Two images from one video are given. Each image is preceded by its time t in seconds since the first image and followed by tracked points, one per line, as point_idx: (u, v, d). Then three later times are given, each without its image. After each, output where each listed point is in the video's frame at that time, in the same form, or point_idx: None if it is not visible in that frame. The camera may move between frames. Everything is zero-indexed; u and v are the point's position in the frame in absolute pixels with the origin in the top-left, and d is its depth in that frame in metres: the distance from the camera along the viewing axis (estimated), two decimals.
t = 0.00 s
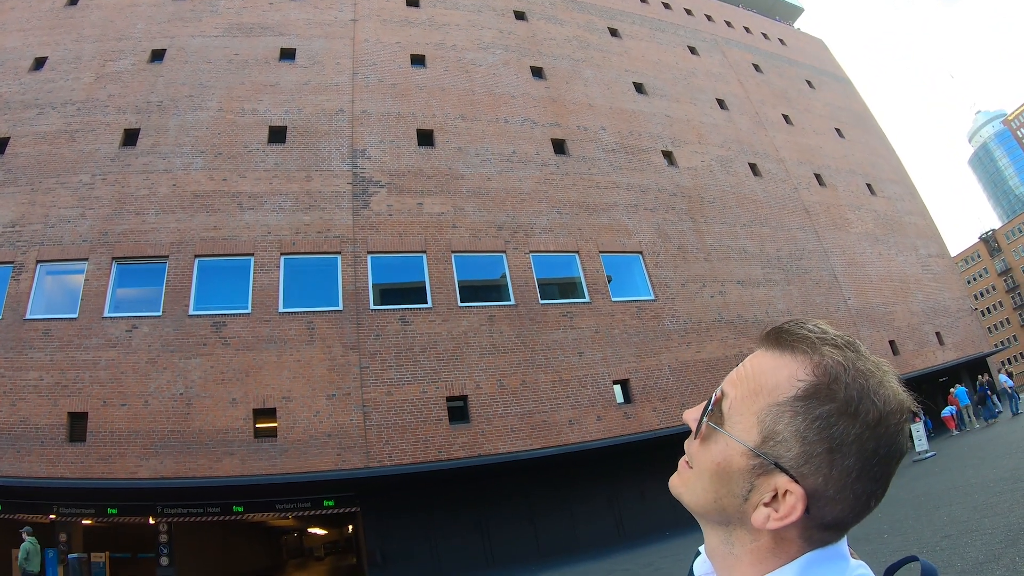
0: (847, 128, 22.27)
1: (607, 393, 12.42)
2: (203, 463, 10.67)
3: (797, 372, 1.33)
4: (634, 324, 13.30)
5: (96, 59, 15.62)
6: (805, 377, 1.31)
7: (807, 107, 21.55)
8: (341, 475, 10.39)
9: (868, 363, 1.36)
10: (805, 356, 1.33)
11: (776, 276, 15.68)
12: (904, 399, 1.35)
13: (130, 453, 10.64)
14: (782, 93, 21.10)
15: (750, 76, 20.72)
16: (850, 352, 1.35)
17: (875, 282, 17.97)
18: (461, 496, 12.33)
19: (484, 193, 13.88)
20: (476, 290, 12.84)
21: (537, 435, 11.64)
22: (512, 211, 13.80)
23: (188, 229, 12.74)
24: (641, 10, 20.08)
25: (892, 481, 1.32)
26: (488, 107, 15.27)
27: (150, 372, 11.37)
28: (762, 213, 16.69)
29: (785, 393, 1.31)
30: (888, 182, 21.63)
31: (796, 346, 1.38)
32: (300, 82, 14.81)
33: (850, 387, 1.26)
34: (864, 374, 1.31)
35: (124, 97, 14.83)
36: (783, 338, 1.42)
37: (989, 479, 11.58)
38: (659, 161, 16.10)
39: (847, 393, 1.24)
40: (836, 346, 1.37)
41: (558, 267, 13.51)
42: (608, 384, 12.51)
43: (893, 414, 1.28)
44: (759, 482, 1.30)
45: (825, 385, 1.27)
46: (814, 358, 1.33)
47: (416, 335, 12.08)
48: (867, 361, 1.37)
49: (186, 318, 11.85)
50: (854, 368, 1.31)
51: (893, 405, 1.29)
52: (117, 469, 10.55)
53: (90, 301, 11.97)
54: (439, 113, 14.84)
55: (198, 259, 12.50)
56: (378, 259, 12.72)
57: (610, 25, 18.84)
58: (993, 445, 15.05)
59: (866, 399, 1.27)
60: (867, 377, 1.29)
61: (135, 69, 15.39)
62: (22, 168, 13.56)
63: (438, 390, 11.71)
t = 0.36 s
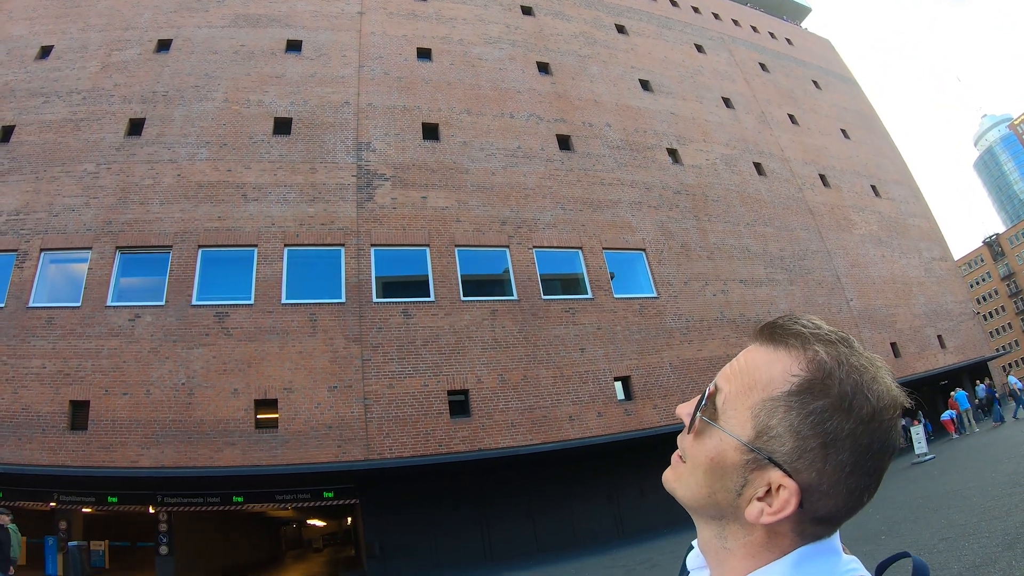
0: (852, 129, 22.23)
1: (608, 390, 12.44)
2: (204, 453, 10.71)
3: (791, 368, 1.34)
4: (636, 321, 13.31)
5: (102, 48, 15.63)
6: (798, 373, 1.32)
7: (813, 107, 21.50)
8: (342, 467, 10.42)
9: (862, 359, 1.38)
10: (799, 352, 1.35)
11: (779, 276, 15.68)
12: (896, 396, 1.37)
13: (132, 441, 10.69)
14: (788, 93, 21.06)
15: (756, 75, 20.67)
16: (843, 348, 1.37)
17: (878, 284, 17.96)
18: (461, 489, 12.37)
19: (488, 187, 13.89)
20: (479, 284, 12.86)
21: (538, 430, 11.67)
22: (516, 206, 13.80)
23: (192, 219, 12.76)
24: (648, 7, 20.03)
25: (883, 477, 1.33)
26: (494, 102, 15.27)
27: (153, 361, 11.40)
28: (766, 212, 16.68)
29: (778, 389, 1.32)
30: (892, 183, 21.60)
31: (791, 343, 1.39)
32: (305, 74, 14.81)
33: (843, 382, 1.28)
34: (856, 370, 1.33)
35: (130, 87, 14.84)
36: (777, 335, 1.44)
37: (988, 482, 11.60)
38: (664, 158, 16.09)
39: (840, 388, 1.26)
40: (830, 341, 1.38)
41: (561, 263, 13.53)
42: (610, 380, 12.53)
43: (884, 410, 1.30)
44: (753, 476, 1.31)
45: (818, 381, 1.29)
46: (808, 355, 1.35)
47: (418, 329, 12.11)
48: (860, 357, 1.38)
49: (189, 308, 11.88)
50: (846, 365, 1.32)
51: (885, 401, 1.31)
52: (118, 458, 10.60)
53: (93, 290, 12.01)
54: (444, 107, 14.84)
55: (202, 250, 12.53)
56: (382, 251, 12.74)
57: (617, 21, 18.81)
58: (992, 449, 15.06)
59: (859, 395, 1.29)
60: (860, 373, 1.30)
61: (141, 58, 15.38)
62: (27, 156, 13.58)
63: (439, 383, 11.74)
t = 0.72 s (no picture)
0: (868, 133, 22.05)
1: (617, 388, 12.43)
2: (213, 440, 10.80)
3: (794, 381, 1.30)
4: (647, 320, 13.28)
5: (120, 35, 15.73)
6: (801, 385, 1.29)
7: (830, 110, 21.34)
8: (349, 457, 10.47)
9: (865, 371, 1.34)
10: (802, 363, 1.31)
11: (791, 279, 15.61)
12: (899, 407, 1.34)
13: (141, 427, 10.78)
14: (805, 96, 20.92)
15: (774, 76, 20.54)
16: (847, 359, 1.34)
17: (890, 291, 17.84)
18: (468, 483, 12.41)
19: (503, 182, 13.87)
20: (492, 279, 12.86)
21: (546, 427, 11.69)
22: (530, 202, 13.77)
23: (206, 207, 12.83)
24: (667, 5, 19.94)
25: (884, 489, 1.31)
26: (510, 97, 15.24)
27: (164, 347, 11.49)
28: (780, 215, 16.59)
29: (781, 401, 1.28)
30: (907, 190, 21.43)
31: (793, 355, 1.35)
32: (322, 64, 14.84)
33: (847, 394, 1.24)
34: (860, 381, 1.29)
35: (147, 74, 14.91)
36: (778, 348, 1.40)
37: (995, 493, 11.53)
38: (679, 158, 16.02)
39: (844, 400, 1.22)
40: (833, 354, 1.35)
41: (573, 260, 13.50)
42: (619, 379, 12.52)
43: (888, 422, 1.27)
44: (755, 491, 1.27)
45: (822, 394, 1.25)
46: (811, 367, 1.31)
47: (429, 321, 12.13)
48: (864, 369, 1.35)
49: (201, 296, 11.95)
50: (850, 376, 1.29)
51: (888, 412, 1.28)
52: (127, 442, 10.71)
53: (106, 275, 12.09)
54: (461, 101, 14.84)
55: (215, 237, 12.59)
56: (394, 243, 12.76)
57: (635, 19, 18.73)
58: (999, 460, 14.98)
59: (864, 406, 1.25)
60: (863, 385, 1.27)
61: (159, 46, 15.46)
62: (43, 140, 13.70)
63: (449, 377, 11.76)
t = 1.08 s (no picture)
0: (900, 144, 21.71)
1: (637, 390, 12.40)
2: (234, 422, 10.97)
3: (783, 392, 1.31)
4: (670, 323, 13.22)
5: (156, 20, 16.25)
6: (790, 396, 1.30)
7: (863, 119, 21.06)
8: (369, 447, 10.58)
9: (853, 383, 1.37)
10: (792, 374, 1.33)
11: (816, 289, 15.44)
12: (886, 419, 1.36)
13: (162, 407, 10.97)
14: (837, 104, 20.64)
15: (807, 83, 20.29)
16: (836, 371, 1.35)
17: (915, 305, 17.58)
18: (484, 478, 12.43)
19: (532, 179, 13.87)
20: (517, 275, 12.88)
21: (564, 425, 11.71)
22: (559, 200, 13.76)
23: (236, 193, 12.98)
24: (701, 8, 19.78)
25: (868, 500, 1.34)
26: (542, 94, 15.23)
27: (189, 329, 11.66)
28: (807, 223, 16.41)
29: (771, 413, 1.29)
30: (938, 203, 21.08)
31: (782, 365, 1.37)
32: (356, 56, 14.95)
33: (837, 406, 1.26)
34: (849, 394, 1.31)
35: (181, 60, 15.10)
36: (765, 359, 1.41)
37: (1016, 515, 11.34)
38: (709, 162, 15.91)
39: (834, 411, 1.24)
40: (823, 365, 1.36)
41: (600, 259, 13.49)
42: (639, 381, 12.49)
43: (875, 434, 1.29)
44: (742, 502, 1.28)
45: (811, 405, 1.26)
46: (801, 379, 1.32)
47: (453, 315, 12.19)
48: (853, 381, 1.37)
49: (227, 280, 12.10)
50: (839, 388, 1.31)
51: (876, 425, 1.30)
52: (148, 421, 10.90)
53: (135, 256, 12.29)
54: (493, 96, 14.85)
55: (244, 224, 12.74)
56: (422, 236, 12.83)
57: (669, 21, 18.61)
58: (1020, 481, 14.71)
59: (852, 418, 1.27)
60: (853, 397, 1.29)
61: (194, 33, 15.65)
62: (76, 121, 13.96)
63: (470, 371, 11.81)
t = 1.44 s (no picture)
0: (937, 158, 21.35)
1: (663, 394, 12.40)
2: (262, 406, 11.19)
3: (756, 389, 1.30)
4: (700, 329, 13.18)
5: (200, 7, 16.22)
6: (762, 392, 1.30)
7: (902, 132, 20.76)
8: (398, 438, 10.74)
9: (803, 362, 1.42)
10: (758, 370, 1.32)
11: (847, 301, 15.28)
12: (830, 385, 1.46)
13: (192, 387, 11.26)
14: (875, 115, 20.36)
15: (846, 93, 20.05)
16: (789, 357, 1.39)
17: (946, 322, 17.30)
18: (508, 474, 12.50)
19: (568, 179, 13.90)
20: (549, 273, 12.92)
21: (590, 426, 11.78)
22: (594, 201, 13.78)
23: (274, 180, 13.20)
24: (742, 13, 19.62)
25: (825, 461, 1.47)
26: (581, 95, 15.24)
27: (222, 313, 11.90)
28: (841, 235, 16.25)
29: (751, 415, 1.27)
30: (974, 220, 20.70)
31: (743, 359, 1.34)
32: (397, 50, 15.10)
33: (807, 392, 1.30)
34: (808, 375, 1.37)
35: (224, 47, 15.34)
36: (725, 357, 1.37)
37: None
38: (745, 169, 15.80)
39: (807, 398, 1.29)
40: (777, 353, 1.38)
41: (633, 262, 13.50)
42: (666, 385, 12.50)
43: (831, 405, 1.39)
44: (736, 502, 1.28)
45: (786, 397, 1.28)
46: (767, 373, 1.32)
47: (486, 311, 12.28)
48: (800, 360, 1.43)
49: (262, 266, 12.31)
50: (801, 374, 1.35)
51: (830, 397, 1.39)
52: (178, 401, 11.19)
53: (172, 238, 12.56)
54: (532, 95, 14.91)
55: (281, 211, 12.95)
56: (457, 231, 12.94)
57: (710, 25, 18.50)
58: None
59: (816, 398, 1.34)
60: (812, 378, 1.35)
61: (237, 21, 15.89)
62: (118, 104, 14.34)
63: (500, 367, 11.89)
